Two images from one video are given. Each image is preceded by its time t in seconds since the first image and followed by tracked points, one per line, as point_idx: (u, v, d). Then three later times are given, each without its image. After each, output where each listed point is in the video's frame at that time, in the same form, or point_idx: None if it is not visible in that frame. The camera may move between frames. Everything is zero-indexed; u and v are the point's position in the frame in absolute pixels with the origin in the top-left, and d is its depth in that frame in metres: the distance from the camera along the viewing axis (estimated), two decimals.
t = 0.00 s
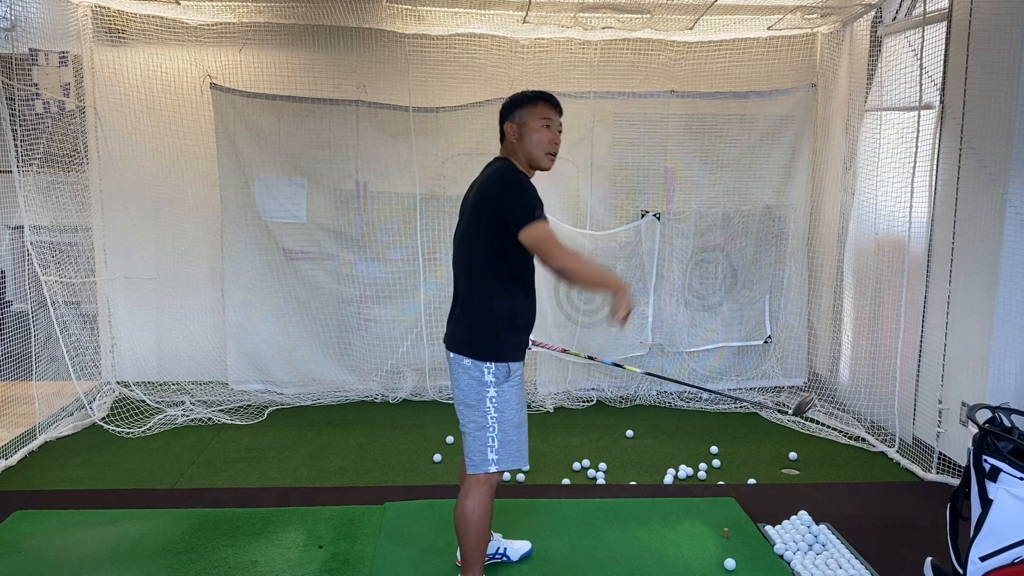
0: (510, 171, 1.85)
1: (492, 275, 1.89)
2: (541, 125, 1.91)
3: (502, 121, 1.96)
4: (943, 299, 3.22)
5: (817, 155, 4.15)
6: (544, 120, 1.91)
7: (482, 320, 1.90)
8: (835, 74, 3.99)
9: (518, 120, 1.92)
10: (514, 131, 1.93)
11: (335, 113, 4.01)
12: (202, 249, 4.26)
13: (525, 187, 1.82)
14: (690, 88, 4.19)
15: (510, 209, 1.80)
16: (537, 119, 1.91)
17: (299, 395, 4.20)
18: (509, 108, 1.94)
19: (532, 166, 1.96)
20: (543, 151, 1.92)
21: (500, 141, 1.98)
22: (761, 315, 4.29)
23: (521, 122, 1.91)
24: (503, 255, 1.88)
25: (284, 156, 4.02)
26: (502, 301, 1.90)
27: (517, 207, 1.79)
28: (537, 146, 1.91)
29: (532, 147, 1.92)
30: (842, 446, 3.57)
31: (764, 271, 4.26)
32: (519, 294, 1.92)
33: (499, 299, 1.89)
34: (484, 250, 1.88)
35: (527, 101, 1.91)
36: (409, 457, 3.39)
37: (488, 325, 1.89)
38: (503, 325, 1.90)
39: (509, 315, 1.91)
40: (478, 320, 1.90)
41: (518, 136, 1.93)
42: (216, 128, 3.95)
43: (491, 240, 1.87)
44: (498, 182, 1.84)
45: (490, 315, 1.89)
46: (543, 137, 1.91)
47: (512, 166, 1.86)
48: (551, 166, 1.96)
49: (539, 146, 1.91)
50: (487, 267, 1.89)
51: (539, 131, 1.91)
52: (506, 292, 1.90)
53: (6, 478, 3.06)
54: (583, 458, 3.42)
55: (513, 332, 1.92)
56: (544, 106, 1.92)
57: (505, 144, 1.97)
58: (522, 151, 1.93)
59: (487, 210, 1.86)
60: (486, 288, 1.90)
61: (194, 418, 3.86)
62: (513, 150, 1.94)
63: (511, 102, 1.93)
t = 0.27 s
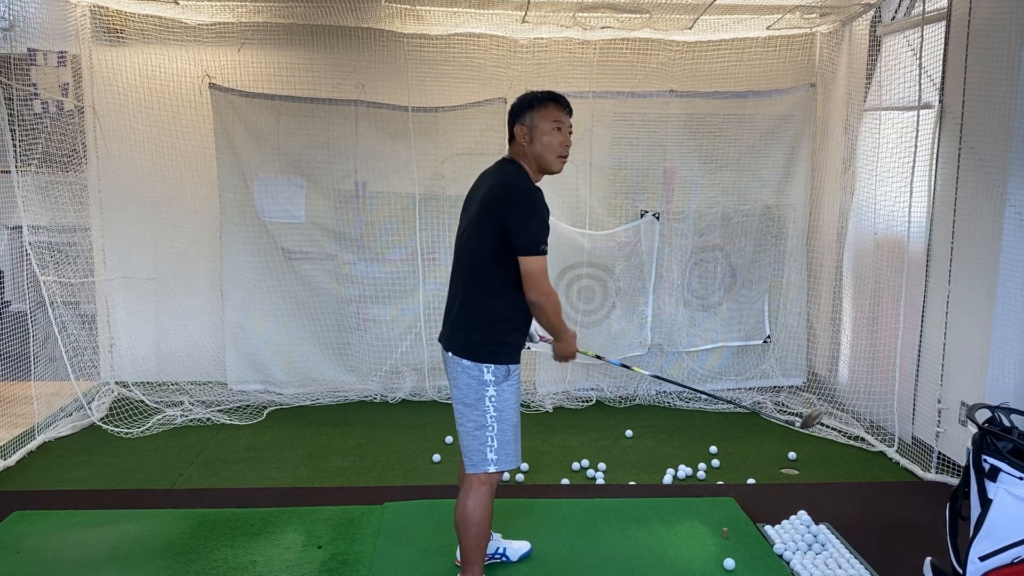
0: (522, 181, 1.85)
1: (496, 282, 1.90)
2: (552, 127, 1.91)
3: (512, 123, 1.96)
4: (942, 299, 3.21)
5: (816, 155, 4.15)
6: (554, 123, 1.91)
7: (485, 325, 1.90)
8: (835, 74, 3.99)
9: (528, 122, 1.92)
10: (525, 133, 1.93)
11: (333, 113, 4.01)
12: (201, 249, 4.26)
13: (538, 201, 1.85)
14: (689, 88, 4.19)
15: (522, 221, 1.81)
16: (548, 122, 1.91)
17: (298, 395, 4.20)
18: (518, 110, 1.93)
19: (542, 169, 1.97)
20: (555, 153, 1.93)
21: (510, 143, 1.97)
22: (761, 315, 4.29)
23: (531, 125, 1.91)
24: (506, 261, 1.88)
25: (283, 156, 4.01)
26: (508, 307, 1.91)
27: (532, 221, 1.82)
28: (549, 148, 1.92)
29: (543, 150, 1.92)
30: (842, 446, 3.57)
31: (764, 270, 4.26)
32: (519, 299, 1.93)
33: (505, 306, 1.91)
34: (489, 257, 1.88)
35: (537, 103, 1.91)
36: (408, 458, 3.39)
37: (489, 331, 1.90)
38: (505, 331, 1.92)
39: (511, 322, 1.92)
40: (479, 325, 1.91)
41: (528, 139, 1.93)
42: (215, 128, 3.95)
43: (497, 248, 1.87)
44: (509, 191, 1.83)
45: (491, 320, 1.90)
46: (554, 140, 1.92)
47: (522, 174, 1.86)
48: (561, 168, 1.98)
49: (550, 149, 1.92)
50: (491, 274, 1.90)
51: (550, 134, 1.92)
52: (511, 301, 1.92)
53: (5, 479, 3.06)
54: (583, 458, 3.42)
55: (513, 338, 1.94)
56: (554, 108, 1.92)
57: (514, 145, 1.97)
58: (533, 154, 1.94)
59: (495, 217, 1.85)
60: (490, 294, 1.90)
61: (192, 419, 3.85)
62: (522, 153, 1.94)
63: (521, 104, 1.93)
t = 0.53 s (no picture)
0: (513, 181, 1.85)
1: (489, 283, 1.89)
2: (548, 125, 1.91)
3: (507, 123, 1.95)
4: (941, 298, 3.22)
5: (816, 155, 4.15)
6: (551, 121, 1.92)
7: (475, 325, 1.90)
8: (835, 74, 3.99)
9: (525, 121, 1.91)
10: (521, 132, 1.93)
11: (333, 113, 4.01)
12: (200, 249, 4.26)
13: (528, 202, 1.84)
14: (689, 88, 4.19)
15: (509, 221, 1.81)
16: (545, 120, 1.91)
17: (298, 395, 4.20)
18: (514, 109, 1.93)
19: (539, 168, 1.96)
20: (552, 151, 1.93)
21: (506, 143, 1.97)
22: (760, 314, 4.29)
23: (528, 123, 1.91)
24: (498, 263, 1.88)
25: (283, 156, 4.01)
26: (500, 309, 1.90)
27: (520, 221, 1.81)
28: (547, 146, 1.92)
29: (541, 148, 1.92)
30: (841, 446, 3.57)
31: (763, 270, 4.26)
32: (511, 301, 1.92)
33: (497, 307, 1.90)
34: (478, 256, 1.88)
35: (534, 102, 1.92)
36: (407, 458, 3.39)
37: (479, 330, 1.90)
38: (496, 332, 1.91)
39: (502, 322, 1.91)
40: (468, 324, 1.91)
41: (525, 137, 1.92)
42: (214, 128, 3.95)
43: (488, 249, 1.87)
44: (499, 191, 1.84)
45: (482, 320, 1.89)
46: (551, 137, 1.92)
47: (514, 175, 1.87)
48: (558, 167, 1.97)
49: (548, 147, 1.92)
50: (483, 274, 1.89)
51: (547, 132, 1.92)
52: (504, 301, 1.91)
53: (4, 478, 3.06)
54: (582, 458, 3.42)
55: (504, 339, 1.93)
56: (551, 106, 1.92)
57: (510, 145, 1.96)
58: (530, 152, 1.93)
59: (485, 217, 1.86)
60: (480, 293, 1.90)
61: (192, 419, 3.85)
62: (520, 152, 1.94)
63: (517, 104, 1.93)
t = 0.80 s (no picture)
0: (476, 174, 1.87)
1: (469, 279, 1.90)
2: (538, 119, 1.92)
3: (497, 120, 1.96)
4: (941, 299, 3.22)
5: (815, 155, 4.15)
6: (541, 115, 1.92)
7: (460, 323, 1.91)
8: (834, 74, 3.99)
9: (515, 115, 1.92)
10: (511, 126, 1.93)
11: (333, 113, 4.01)
12: (200, 249, 4.26)
13: (487, 189, 1.84)
14: (688, 88, 4.19)
15: (464, 210, 1.82)
16: (534, 113, 1.92)
17: (297, 395, 4.20)
18: (504, 106, 1.95)
19: (529, 162, 1.95)
20: (542, 144, 1.92)
21: (497, 139, 1.96)
22: (760, 315, 4.29)
23: (518, 117, 1.92)
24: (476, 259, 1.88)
25: (282, 156, 4.01)
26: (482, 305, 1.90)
27: (473, 207, 1.81)
28: (537, 139, 1.91)
29: (531, 140, 1.91)
30: (841, 446, 3.57)
31: (763, 270, 4.26)
32: (497, 300, 1.90)
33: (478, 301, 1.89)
34: (458, 255, 1.90)
35: (523, 97, 1.93)
36: (407, 458, 3.39)
37: (464, 328, 1.91)
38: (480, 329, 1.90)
39: (485, 319, 1.90)
40: (456, 323, 1.93)
41: (515, 131, 1.92)
42: (214, 128, 3.95)
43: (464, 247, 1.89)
44: (461, 184, 1.87)
45: (466, 316, 1.90)
46: (542, 131, 1.92)
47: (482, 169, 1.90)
48: (548, 161, 1.96)
49: (538, 139, 1.91)
50: (463, 271, 1.91)
51: (537, 125, 1.92)
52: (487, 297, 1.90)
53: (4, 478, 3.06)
54: (582, 458, 3.42)
55: (491, 337, 1.91)
56: (539, 101, 1.94)
57: (501, 141, 1.96)
58: (519, 145, 1.92)
59: (456, 216, 1.87)
60: (464, 292, 1.91)
61: (191, 419, 3.85)
62: (510, 146, 1.93)
63: (506, 100, 1.95)
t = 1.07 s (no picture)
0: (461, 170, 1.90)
1: (462, 278, 1.91)
2: (532, 113, 1.90)
3: (494, 118, 1.96)
4: (941, 299, 3.22)
5: (815, 155, 4.16)
6: (536, 109, 1.91)
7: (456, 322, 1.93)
8: (834, 75, 3.99)
9: (509, 112, 1.92)
10: (507, 124, 1.92)
11: (333, 114, 4.01)
12: (200, 249, 4.26)
13: (468, 184, 1.85)
14: (688, 88, 4.19)
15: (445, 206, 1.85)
16: (528, 108, 1.90)
17: (297, 395, 4.20)
18: (500, 103, 1.95)
19: (526, 158, 1.93)
20: (537, 138, 1.90)
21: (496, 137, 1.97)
22: (759, 315, 4.29)
23: (512, 113, 1.91)
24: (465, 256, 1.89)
25: (282, 156, 4.02)
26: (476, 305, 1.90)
27: (452, 203, 1.84)
28: (531, 134, 1.89)
29: (525, 136, 1.90)
30: (840, 447, 3.57)
31: (763, 270, 4.26)
32: (489, 298, 1.90)
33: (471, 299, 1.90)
34: (451, 255, 1.92)
35: (517, 93, 1.93)
36: (407, 458, 3.39)
37: (460, 327, 1.92)
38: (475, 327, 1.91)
39: (479, 317, 1.91)
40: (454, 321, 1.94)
41: (510, 127, 1.91)
42: (214, 128, 3.95)
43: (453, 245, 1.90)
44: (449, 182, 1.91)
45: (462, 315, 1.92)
46: (537, 125, 1.90)
47: (470, 166, 1.92)
48: (545, 155, 1.94)
49: (532, 134, 1.89)
50: (456, 270, 1.93)
51: (532, 120, 1.90)
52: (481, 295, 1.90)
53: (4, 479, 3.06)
54: (582, 458, 3.42)
55: (486, 336, 1.90)
56: (533, 96, 1.92)
57: (499, 138, 1.96)
58: (515, 142, 1.91)
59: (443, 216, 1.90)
60: (460, 290, 1.92)
61: (191, 419, 3.85)
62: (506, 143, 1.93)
63: (501, 97, 1.95)
